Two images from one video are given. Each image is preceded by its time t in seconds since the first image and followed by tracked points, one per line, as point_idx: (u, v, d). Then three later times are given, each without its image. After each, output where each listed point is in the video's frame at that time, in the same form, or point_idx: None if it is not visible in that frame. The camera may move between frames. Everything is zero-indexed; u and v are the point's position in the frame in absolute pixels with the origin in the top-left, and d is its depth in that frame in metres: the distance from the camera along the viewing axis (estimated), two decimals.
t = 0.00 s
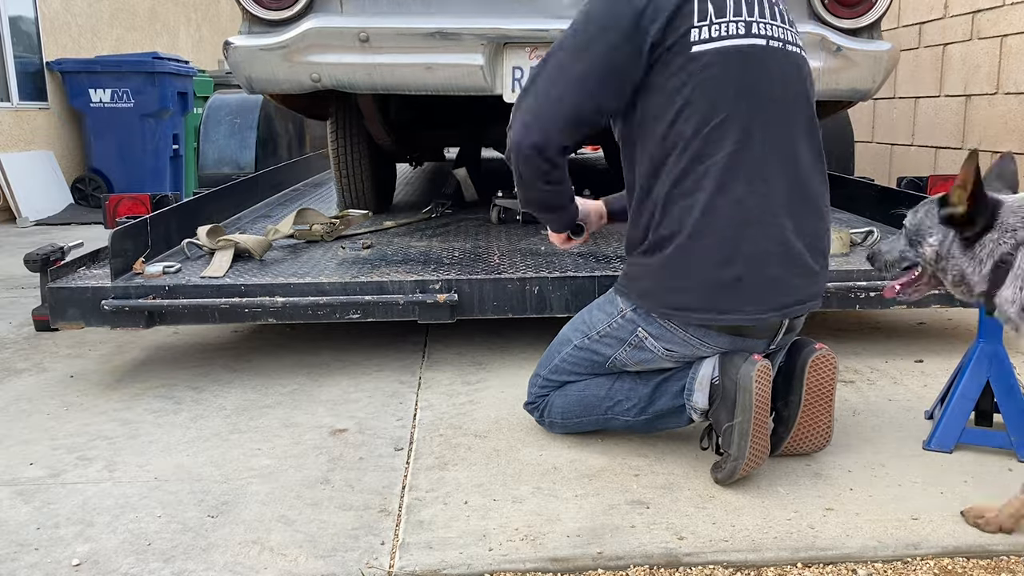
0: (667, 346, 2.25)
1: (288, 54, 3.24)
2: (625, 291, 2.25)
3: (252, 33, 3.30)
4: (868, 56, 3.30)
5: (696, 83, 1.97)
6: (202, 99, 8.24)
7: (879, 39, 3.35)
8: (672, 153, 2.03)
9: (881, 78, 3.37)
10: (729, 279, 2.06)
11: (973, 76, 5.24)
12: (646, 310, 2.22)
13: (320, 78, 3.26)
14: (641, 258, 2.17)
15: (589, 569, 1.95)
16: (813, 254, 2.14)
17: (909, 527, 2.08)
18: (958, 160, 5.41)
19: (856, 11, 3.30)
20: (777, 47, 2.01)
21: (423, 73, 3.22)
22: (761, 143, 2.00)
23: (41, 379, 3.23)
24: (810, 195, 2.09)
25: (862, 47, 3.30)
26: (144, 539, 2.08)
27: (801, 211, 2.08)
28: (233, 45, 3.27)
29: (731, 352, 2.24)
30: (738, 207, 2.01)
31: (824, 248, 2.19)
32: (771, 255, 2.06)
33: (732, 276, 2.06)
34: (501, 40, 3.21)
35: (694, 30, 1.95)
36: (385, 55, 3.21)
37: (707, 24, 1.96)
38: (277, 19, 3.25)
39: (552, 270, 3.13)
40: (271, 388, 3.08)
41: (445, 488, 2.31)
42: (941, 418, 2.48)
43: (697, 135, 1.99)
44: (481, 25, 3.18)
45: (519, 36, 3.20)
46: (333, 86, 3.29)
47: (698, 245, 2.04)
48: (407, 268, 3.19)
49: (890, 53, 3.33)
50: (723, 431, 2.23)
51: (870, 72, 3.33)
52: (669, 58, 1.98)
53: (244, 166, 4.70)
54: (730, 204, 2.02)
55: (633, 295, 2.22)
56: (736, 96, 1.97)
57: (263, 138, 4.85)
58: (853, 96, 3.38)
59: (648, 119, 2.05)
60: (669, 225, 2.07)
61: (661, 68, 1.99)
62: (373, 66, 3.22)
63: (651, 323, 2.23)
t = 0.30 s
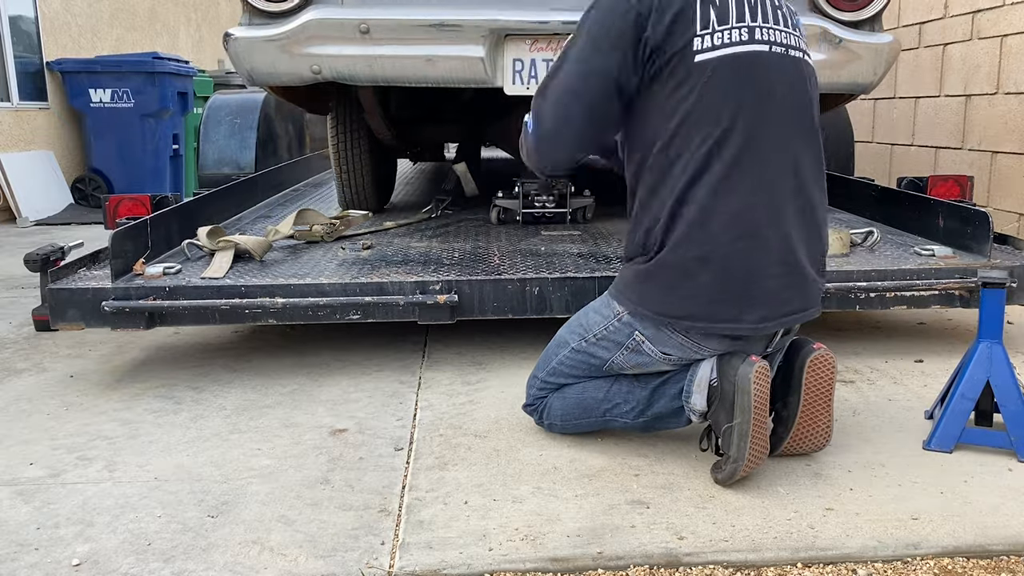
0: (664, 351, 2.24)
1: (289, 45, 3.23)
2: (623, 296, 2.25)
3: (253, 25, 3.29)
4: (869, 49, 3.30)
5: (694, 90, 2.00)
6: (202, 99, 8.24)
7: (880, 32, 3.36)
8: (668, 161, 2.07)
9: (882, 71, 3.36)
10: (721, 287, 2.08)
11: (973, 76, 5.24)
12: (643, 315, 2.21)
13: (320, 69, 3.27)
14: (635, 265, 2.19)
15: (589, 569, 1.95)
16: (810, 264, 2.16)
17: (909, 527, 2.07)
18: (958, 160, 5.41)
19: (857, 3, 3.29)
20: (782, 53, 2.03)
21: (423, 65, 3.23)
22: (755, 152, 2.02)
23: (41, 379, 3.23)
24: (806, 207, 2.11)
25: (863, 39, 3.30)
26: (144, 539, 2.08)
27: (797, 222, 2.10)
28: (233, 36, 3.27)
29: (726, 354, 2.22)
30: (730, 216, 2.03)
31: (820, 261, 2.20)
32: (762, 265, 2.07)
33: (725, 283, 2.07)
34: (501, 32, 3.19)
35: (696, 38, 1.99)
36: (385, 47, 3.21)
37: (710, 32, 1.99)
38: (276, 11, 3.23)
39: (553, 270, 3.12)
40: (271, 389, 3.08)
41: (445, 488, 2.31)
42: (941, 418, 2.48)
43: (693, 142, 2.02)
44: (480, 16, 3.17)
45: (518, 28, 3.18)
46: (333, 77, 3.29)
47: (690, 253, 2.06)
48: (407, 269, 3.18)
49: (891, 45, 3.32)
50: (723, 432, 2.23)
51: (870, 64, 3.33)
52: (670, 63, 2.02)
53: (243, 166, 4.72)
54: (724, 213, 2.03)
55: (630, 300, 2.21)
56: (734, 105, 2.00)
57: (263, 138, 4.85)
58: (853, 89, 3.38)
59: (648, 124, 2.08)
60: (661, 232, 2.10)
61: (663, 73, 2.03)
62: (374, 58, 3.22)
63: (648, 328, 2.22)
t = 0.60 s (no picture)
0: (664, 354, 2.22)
1: (288, 35, 3.23)
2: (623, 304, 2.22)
3: (253, 15, 3.30)
4: (869, 39, 3.30)
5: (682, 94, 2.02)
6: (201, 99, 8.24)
7: (880, 22, 3.36)
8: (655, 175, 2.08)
9: (883, 61, 3.36)
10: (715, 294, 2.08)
11: (973, 76, 5.24)
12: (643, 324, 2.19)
13: (320, 59, 3.26)
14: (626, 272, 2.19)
15: (589, 568, 1.95)
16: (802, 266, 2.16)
17: (909, 527, 2.08)
18: (958, 160, 5.41)
19: None
20: (765, 59, 2.04)
21: (423, 55, 3.22)
22: (747, 155, 2.04)
23: (41, 379, 3.23)
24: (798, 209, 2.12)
25: (863, 29, 3.30)
26: (144, 539, 2.08)
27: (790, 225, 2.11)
28: (234, 25, 3.27)
29: (725, 357, 2.21)
30: (723, 221, 2.04)
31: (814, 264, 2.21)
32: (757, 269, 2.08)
33: (719, 290, 2.07)
34: (502, 21, 3.18)
35: (674, 48, 2.01)
36: (385, 36, 3.20)
37: (687, 41, 2.01)
38: None
39: (553, 269, 3.12)
40: (271, 388, 3.08)
41: (445, 487, 2.31)
42: (941, 418, 2.48)
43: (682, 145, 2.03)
44: (482, 5, 3.17)
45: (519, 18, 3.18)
46: (333, 67, 3.28)
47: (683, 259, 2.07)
48: (407, 267, 3.19)
49: (891, 35, 3.32)
50: (723, 434, 2.23)
51: (870, 53, 3.32)
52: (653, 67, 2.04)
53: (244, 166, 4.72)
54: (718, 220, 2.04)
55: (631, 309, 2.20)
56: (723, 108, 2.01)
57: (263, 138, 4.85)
58: (854, 80, 3.36)
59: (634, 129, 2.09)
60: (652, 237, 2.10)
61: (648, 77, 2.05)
62: (373, 47, 3.21)
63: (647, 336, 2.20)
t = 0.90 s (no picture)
0: (658, 353, 2.24)
1: (287, 24, 3.21)
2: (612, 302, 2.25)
3: (253, 3, 3.27)
4: (870, 29, 3.30)
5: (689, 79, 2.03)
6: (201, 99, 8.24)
7: (880, 12, 3.36)
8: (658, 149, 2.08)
9: (884, 51, 3.37)
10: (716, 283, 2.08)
11: (973, 76, 5.24)
12: (638, 318, 2.20)
13: (320, 48, 3.23)
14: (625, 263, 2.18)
15: (589, 568, 1.95)
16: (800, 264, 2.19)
17: (909, 527, 2.08)
18: (958, 160, 5.41)
19: None
20: (775, 50, 2.09)
21: (423, 44, 3.20)
22: (752, 131, 2.06)
23: (40, 379, 3.23)
24: (799, 202, 2.15)
25: (864, 19, 3.30)
26: (144, 539, 2.08)
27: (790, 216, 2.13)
28: (234, 14, 3.25)
29: (722, 359, 2.22)
30: (728, 210, 2.05)
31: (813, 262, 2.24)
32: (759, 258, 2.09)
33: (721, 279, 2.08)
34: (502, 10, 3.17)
35: (688, 21, 2.04)
36: (385, 26, 3.18)
37: (705, 16, 2.04)
38: None
39: (553, 269, 3.12)
40: (271, 388, 3.08)
41: (445, 487, 2.31)
42: (941, 418, 2.48)
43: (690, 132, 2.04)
44: None
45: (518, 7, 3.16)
46: (334, 57, 3.25)
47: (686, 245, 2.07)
48: (407, 267, 3.18)
49: (891, 25, 3.33)
50: (723, 438, 2.23)
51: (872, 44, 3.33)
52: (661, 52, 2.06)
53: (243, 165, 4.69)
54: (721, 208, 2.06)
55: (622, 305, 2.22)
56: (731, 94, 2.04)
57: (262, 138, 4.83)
58: (856, 71, 3.37)
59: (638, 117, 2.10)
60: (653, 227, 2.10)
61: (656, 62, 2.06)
62: (374, 37, 3.19)
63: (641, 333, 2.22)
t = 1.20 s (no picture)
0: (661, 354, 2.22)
1: (286, 14, 3.20)
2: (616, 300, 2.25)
3: None
4: (871, 18, 3.29)
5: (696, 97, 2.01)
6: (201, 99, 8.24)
7: (882, 3, 3.36)
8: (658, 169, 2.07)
9: (886, 42, 3.34)
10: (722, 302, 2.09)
11: (973, 76, 5.24)
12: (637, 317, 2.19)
13: (319, 37, 3.22)
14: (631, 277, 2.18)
15: (589, 568, 1.95)
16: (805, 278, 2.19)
17: (909, 527, 2.07)
18: (958, 160, 5.41)
19: None
20: (782, 65, 2.05)
21: (423, 34, 3.19)
22: (751, 151, 2.03)
23: (41, 379, 3.23)
24: (802, 216, 2.14)
25: (865, 8, 3.29)
26: (144, 539, 2.08)
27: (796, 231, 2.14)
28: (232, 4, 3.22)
29: (722, 359, 2.21)
30: (728, 233, 2.04)
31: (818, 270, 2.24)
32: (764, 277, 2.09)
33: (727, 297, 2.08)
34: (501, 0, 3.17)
35: (693, 42, 2.00)
36: (385, 15, 3.18)
37: (710, 37, 2.00)
38: None
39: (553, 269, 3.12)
40: (271, 388, 3.08)
41: (445, 487, 2.31)
42: (941, 418, 2.48)
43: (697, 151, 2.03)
44: None
45: None
46: (333, 47, 3.23)
47: (693, 266, 2.06)
48: (407, 267, 3.18)
49: (892, 15, 3.30)
50: (723, 437, 2.23)
51: (873, 33, 3.30)
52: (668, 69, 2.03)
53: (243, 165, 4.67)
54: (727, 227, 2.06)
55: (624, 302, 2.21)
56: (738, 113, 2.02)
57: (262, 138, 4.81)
58: (858, 60, 3.35)
59: (644, 134, 2.08)
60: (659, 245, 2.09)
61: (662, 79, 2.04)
62: (374, 25, 3.18)
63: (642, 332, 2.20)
